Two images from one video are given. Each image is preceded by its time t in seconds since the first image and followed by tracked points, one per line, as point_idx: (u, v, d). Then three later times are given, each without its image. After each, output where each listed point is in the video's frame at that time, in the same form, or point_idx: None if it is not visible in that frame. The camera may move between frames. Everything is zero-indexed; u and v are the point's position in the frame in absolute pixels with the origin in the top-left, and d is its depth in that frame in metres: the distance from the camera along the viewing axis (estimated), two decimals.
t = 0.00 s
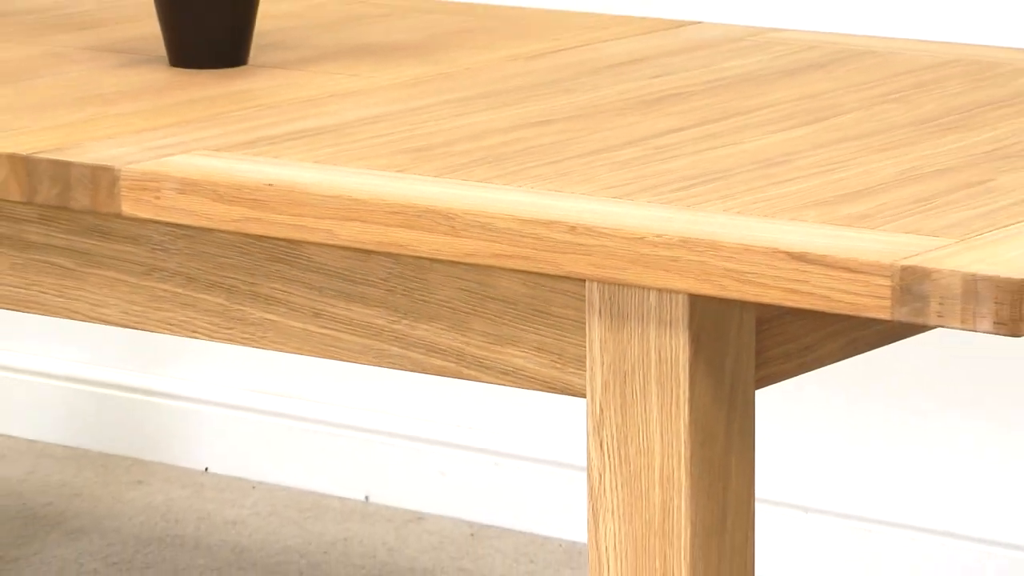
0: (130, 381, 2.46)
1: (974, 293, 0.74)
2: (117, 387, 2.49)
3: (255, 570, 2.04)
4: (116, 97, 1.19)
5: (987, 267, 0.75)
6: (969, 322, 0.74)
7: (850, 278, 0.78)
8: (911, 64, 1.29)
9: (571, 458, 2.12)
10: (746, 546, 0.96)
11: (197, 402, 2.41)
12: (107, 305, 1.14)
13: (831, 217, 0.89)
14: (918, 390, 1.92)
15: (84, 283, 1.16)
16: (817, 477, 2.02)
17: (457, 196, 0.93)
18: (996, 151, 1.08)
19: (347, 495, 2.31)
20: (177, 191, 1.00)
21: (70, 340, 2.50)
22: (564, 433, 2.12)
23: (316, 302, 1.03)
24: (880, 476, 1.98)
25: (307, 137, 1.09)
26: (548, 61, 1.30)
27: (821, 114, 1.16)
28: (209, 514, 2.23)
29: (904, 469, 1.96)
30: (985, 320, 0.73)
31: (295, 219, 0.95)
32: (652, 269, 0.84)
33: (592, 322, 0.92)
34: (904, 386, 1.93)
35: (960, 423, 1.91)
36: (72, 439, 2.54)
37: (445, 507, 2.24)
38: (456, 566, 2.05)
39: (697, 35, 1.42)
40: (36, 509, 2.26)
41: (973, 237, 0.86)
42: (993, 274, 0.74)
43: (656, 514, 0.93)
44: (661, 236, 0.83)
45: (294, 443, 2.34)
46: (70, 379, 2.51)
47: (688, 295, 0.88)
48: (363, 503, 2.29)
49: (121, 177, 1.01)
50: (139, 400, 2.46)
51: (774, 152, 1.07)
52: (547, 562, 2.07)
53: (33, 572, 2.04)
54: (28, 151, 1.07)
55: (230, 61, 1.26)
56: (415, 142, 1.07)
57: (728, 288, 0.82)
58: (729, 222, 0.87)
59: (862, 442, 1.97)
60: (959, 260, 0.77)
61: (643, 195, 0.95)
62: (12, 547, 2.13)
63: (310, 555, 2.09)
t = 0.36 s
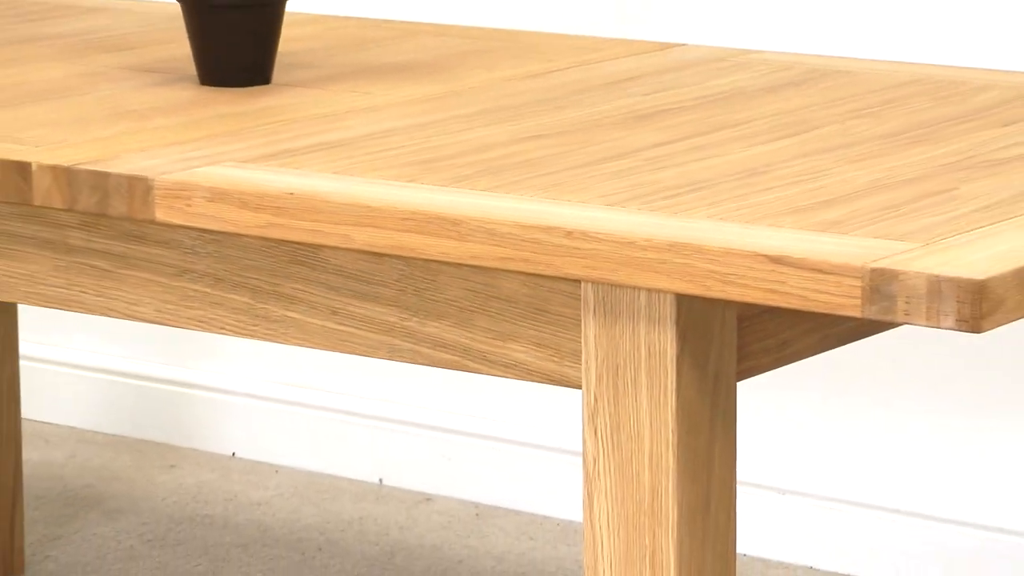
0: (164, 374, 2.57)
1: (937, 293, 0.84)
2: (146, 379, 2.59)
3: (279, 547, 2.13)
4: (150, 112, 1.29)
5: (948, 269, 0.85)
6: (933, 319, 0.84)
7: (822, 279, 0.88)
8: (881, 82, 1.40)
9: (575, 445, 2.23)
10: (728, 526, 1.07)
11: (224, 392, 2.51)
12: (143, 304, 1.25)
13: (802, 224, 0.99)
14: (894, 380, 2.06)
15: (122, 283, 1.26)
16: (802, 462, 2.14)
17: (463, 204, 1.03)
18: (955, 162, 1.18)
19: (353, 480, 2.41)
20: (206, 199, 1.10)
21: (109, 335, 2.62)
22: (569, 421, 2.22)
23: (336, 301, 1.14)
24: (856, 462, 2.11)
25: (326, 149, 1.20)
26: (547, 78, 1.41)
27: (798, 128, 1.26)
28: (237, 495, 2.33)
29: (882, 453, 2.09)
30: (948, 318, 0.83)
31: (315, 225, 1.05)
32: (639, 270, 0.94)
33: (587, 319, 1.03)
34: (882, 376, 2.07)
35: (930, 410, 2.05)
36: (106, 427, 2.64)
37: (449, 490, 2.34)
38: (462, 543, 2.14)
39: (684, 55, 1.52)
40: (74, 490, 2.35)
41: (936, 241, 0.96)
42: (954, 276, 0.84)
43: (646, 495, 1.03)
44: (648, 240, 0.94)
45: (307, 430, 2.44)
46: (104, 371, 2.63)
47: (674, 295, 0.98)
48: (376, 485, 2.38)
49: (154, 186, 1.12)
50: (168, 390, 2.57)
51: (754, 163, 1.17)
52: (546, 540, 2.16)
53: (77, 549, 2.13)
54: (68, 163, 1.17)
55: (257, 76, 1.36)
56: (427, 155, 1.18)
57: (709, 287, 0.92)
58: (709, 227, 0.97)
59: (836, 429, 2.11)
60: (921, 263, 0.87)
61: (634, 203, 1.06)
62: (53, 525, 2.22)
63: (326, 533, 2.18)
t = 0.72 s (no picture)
0: (192, 367, 2.68)
1: (904, 293, 0.94)
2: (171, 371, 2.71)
3: (299, 527, 2.22)
4: (180, 127, 1.40)
5: (913, 270, 0.95)
6: (899, 317, 0.94)
7: (799, 279, 0.98)
8: (854, 99, 1.51)
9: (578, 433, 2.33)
10: (712, 509, 1.16)
11: (244, 383, 2.62)
12: (174, 302, 1.34)
13: (777, 230, 1.10)
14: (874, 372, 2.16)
15: (153, 283, 1.36)
16: (788, 446, 2.24)
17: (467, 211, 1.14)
18: (918, 173, 1.29)
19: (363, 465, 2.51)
20: (230, 206, 1.20)
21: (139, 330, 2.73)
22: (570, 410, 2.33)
23: (351, 301, 1.24)
24: (839, 449, 2.21)
25: (342, 160, 1.31)
26: (545, 94, 1.52)
27: (776, 141, 1.37)
28: (260, 478, 2.43)
29: (864, 438, 2.18)
30: (913, 316, 0.93)
31: (331, 230, 1.16)
32: (628, 272, 1.04)
33: (582, 317, 1.13)
34: (863, 366, 2.17)
35: (913, 400, 2.14)
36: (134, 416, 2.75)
37: (454, 475, 2.44)
38: (466, 523, 2.24)
39: (672, 74, 1.63)
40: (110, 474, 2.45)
41: (903, 245, 1.06)
42: (918, 278, 0.94)
43: (636, 479, 1.13)
44: (637, 244, 1.04)
45: (318, 419, 2.55)
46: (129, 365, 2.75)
47: (662, 295, 1.08)
48: (388, 470, 2.49)
49: (183, 196, 1.21)
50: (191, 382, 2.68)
51: (734, 174, 1.28)
52: (545, 519, 2.26)
53: (113, 527, 2.22)
54: (103, 174, 1.27)
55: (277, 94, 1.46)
56: (436, 166, 1.28)
57: (693, 288, 1.02)
58: (690, 233, 1.08)
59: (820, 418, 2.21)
60: (888, 265, 0.97)
61: (625, 211, 1.16)
62: (90, 506, 2.31)
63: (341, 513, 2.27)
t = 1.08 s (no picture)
0: (217, 362, 2.79)
1: (878, 293, 1.02)
2: (194, 364, 2.83)
3: (317, 509, 2.29)
4: (206, 140, 1.51)
5: (886, 271, 1.03)
6: (872, 315, 1.01)
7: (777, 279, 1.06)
8: (828, 114, 1.63)
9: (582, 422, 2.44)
10: (698, 494, 1.23)
11: (262, 375, 2.74)
12: (201, 302, 1.42)
13: (755, 235, 1.20)
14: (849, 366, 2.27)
15: (183, 284, 1.43)
16: (775, 433, 2.35)
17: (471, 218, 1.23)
18: (887, 182, 1.40)
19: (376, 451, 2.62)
20: (253, 213, 1.29)
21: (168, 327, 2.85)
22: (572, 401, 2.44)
23: (363, 300, 1.32)
24: (823, 437, 2.31)
25: (355, 170, 1.42)
26: (544, 108, 1.63)
27: (758, 153, 1.48)
28: (281, 465, 2.52)
29: (846, 425, 2.29)
30: (885, 314, 1.01)
31: (347, 235, 1.25)
32: (620, 273, 1.13)
33: (577, 316, 1.20)
34: (848, 358, 2.27)
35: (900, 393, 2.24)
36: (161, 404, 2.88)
37: (461, 462, 2.55)
38: (471, 506, 2.32)
39: (661, 90, 1.75)
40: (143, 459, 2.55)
41: (875, 249, 1.16)
42: (890, 278, 1.01)
43: (628, 466, 1.20)
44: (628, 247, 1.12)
45: (329, 409, 2.67)
46: (154, 358, 2.88)
47: (652, 295, 1.16)
48: (398, 457, 2.60)
49: (209, 203, 1.31)
50: (211, 375, 2.80)
51: (717, 184, 1.39)
52: (544, 501, 2.33)
53: (145, 508, 2.30)
54: (136, 183, 1.36)
55: (295, 109, 1.58)
56: (444, 176, 1.39)
57: (680, 288, 1.10)
58: (679, 238, 1.16)
59: (802, 408, 2.32)
60: (863, 267, 1.05)
61: (618, 217, 1.27)
62: (123, 490, 2.39)
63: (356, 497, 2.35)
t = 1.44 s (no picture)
0: (237, 356, 2.92)
1: (849, 292, 1.08)
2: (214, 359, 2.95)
3: (333, 493, 2.33)
4: (230, 151, 1.63)
5: (859, 274, 1.08)
6: (846, 314, 1.07)
7: (761, 280, 1.11)
8: (807, 127, 1.75)
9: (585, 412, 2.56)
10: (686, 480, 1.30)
11: (279, 369, 2.86)
12: (224, 301, 1.49)
13: (738, 239, 1.30)
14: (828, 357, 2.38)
15: (207, 285, 1.51)
16: (758, 423, 2.46)
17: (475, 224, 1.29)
18: (859, 191, 1.52)
19: (386, 440, 2.75)
20: (272, 219, 1.37)
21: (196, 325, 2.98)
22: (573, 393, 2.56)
23: (375, 299, 1.39)
24: (801, 426, 2.42)
25: (368, 179, 1.52)
26: (542, 123, 1.75)
27: (740, 163, 1.60)
28: (300, 452, 2.58)
29: (830, 413, 2.39)
30: (858, 313, 1.07)
31: (359, 239, 1.32)
32: (612, 275, 1.19)
33: (573, 315, 1.27)
34: (835, 352, 2.37)
35: (888, 387, 2.33)
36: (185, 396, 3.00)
37: (467, 449, 2.66)
38: (475, 489, 2.33)
39: (650, 106, 1.88)
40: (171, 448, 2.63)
41: (850, 252, 1.27)
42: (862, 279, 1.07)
43: (620, 452, 1.26)
44: (619, 250, 1.18)
45: (341, 401, 2.80)
46: (176, 354, 3.01)
47: (642, 296, 1.22)
48: (407, 445, 2.71)
49: (233, 210, 1.39)
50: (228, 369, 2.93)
51: (703, 192, 1.50)
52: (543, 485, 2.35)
53: (173, 492, 2.37)
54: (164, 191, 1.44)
55: (311, 122, 1.71)
56: (450, 184, 1.50)
57: (670, 289, 1.16)
58: (671, 243, 1.23)
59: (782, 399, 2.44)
60: (837, 269, 1.10)
61: (611, 224, 1.37)
62: (153, 476, 2.47)
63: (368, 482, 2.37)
